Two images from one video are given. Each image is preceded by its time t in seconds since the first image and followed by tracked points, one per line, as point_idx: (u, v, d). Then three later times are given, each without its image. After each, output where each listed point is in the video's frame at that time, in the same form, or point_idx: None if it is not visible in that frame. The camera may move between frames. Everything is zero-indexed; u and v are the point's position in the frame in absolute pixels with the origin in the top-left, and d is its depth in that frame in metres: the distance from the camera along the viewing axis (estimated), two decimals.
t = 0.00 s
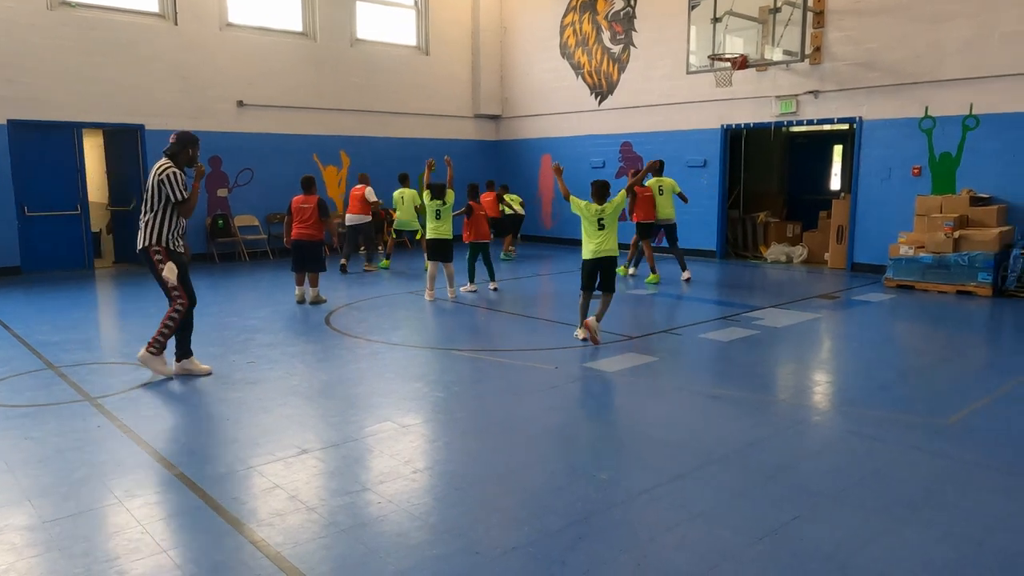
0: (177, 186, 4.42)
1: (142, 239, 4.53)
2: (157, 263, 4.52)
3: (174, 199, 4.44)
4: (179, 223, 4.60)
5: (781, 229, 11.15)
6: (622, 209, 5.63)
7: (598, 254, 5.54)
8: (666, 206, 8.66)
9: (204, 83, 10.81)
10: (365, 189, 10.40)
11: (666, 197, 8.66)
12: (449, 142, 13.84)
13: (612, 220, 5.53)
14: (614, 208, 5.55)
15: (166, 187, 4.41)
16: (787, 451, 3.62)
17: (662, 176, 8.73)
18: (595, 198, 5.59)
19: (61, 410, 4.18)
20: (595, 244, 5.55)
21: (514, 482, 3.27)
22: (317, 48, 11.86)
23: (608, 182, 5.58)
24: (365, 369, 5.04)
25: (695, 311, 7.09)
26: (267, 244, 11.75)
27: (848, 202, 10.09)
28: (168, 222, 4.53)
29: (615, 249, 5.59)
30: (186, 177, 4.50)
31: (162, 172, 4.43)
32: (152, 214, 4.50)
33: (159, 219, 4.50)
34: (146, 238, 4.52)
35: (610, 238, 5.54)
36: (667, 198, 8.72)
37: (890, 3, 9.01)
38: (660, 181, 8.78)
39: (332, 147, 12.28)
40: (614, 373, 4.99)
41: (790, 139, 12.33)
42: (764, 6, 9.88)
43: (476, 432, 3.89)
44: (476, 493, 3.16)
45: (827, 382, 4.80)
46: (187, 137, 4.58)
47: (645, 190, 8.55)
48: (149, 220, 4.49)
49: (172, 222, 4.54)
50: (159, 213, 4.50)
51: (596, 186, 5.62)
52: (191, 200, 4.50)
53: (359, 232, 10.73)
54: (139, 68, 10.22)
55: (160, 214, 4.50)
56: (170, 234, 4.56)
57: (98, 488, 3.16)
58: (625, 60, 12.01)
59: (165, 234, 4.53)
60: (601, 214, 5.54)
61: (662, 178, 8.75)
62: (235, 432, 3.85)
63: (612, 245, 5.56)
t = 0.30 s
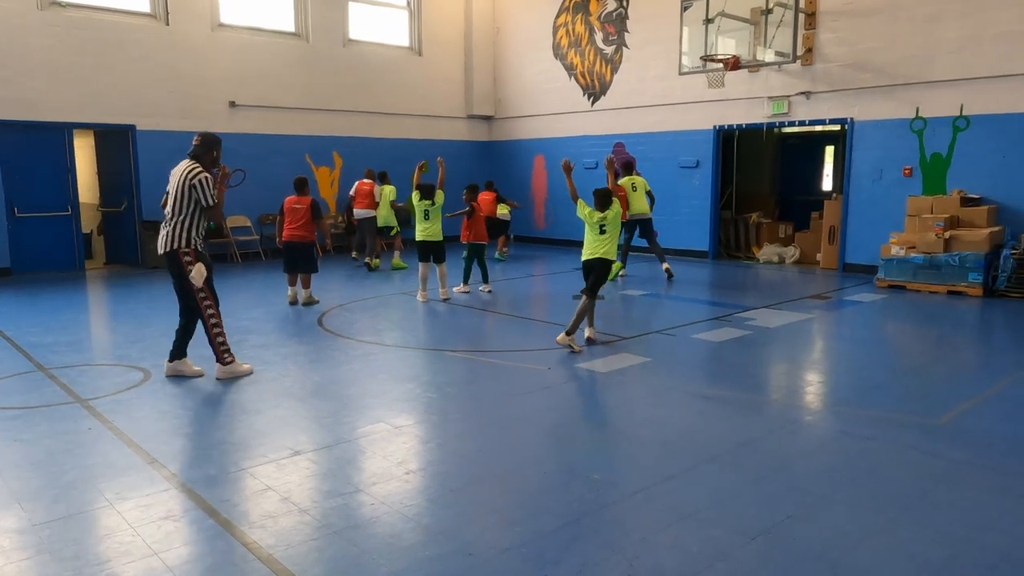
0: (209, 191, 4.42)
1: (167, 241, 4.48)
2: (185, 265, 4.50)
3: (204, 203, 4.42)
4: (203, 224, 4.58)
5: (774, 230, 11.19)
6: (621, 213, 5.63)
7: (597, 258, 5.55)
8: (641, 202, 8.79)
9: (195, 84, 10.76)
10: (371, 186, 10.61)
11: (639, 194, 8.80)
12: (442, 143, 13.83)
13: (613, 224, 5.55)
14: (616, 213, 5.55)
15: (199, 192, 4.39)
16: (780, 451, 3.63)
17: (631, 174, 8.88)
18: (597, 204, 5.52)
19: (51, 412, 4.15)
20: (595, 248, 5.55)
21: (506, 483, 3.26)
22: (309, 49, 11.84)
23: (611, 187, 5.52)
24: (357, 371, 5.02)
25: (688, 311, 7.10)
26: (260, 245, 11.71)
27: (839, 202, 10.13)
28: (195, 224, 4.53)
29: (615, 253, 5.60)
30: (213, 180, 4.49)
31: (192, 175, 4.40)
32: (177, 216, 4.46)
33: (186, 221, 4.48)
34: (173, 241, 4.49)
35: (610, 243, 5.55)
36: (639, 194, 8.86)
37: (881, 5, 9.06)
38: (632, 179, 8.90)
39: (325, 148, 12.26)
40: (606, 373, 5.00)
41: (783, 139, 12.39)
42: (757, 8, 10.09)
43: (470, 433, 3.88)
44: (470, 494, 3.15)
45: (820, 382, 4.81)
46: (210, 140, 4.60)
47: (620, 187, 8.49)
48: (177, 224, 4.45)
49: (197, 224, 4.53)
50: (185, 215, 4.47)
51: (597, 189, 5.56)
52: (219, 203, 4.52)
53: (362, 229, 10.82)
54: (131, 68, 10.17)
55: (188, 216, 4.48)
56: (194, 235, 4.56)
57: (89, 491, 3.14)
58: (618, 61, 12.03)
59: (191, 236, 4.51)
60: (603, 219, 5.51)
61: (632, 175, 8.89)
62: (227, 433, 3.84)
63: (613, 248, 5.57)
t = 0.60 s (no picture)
0: (231, 195, 4.44)
1: (183, 244, 4.51)
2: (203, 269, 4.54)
3: (225, 208, 4.45)
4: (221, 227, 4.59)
5: (769, 236, 11.22)
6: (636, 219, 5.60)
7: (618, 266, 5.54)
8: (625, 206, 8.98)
9: (190, 90, 10.75)
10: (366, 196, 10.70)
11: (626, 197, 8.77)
12: (437, 149, 13.84)
13: (626, 232, 5.52)
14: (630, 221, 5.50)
15: (222, 195, 4.42)
16: (777, 456, 3.63)
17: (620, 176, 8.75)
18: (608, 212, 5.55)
19: (44, 420, 4.13)
20: (613, 256, 5.55)
21: (502, 489, 3.26)
22: (304, 55, 11.85)
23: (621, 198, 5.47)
24: (353, 377, 5.01)
25: (683, 317, 7.12)
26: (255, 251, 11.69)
27: (834, 207, 10.17)
28: (213, 228, 4.54)
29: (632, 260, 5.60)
30: (235, 184, 4.52)
31: (215, 180, 4.42)
32: (198, 220, 4.48)
33: (206, 225, 4.50)
34: (189, 243, 4.51)
35: (627, 250, 5.56)
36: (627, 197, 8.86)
37: (874, 11, 9.11)
38: (621, 180, 8.81)
39: (320, 154, 12.26)
40: (602, 379, 5.00)
41: (777, 145, 12.44)
42: (751, 15, 10.01)
43: (466, 439, 3.87)
44: (467, 500, 3.14)
45: (815, 387, 4.83)
46: (228, 143, 4.57)
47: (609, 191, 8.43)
48: (195, 227, 4.48)
49: (217, 228, 4.55)
50: (206, 219, 4.49)
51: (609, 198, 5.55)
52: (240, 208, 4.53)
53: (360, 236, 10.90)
54: (126, 74, 10.16)
55: (209, 220, 4.50)
56: (211, 239, 4.58)
57: (83, 499, 3.12)
58: (613, 67, 12.06)
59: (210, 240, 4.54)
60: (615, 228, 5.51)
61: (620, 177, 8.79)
62: (222, 440, 3.83)
63: (630, 255, 5.58)
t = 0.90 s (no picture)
0: (239, 204, 4.46)
1: (189, 251, 4.49)
2: (206, 276, 4.53)
3: (232, 216, 4.45)
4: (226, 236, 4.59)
5: (767, 246, 11.24)
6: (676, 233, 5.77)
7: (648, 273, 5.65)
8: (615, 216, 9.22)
9: (190, 98, 10.77)
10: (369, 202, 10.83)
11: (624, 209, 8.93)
12: (436, 158, 13.86)
13: (662, 241, 5.67)
14: (667, 231, 5.68)
15: (229, 204, 4.44)
16: (776, 467, 3.63)
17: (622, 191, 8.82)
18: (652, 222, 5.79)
19: (42, 428, 4.12)
20: (647, 263, 5.68)
21: (500, 499, 3.25)
22: (304, 64, 11.88)
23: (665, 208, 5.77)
24: (351, 386, 5.01)
25: (682, 327, 7.12)
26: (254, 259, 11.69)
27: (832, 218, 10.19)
28: (219, 236, 4.53)
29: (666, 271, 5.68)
30: (243, 194, 4.54)
31: (224, 189, 4.45)
32: (204, 227, 4.47)
33: (212, 232, 4.49)
34: (194, 250, 4.50)
35: (661, 259, 5.66)
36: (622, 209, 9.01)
37: (872, 23, 9.16)
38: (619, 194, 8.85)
39: (320, 163, 12.28)
40: (600, 388, 5.00)
41: (776, 155, 12.48)
42: (750, 26, 10.01)
43: (464, 449, 3.86)
44: (465, 510, 3.14)
45: (814, 398, 4.83)
46: (240, 155, 4.62)
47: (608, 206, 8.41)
48: (203, 234, 4.47)
49: (222, 236, 4.55)
50: (212, 226, 4.48)
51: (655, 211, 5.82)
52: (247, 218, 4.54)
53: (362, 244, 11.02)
54: (126, 83, 10.18)
55: (216, 229, 4.49)
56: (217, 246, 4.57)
57: (80, 508, 3.10)
58: (612, 77, 12.11)
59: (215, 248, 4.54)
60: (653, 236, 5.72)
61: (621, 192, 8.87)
62: (220, 449, 3.82)
63: (663, 266, 5.67)
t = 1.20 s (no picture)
0: (242, 217, 4.46)
1: (190, 261, 4.50)
2: (206, 286, 4.53)
3: (234, 228, 4.45)
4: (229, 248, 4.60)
5: (767, 255, 11.25)
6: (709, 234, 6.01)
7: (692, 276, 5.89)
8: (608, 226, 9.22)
9: (192, 105, 10.80)
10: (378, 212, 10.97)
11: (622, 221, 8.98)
12: (437, 166, 13.88)
13: (700, 244, 5.91)
14: (703, 234, 5.90)
15: (233, 216, 4.44)
16: (775, 481, 3.63)
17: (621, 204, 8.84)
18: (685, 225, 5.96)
19: (42, 438, 4.12)
20: (688, 267, 5.91)
21: (499, 512, 3.25)
22: (305, 72, 11.91)
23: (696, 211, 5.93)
24: (350, 397, 5.01)
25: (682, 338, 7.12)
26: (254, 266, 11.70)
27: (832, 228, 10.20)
28: (222, 247, 4.55)
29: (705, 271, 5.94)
30: (248, 208, 4.55)
31: (229, 201, 4.46)
32: (207, 238, 4.49)
33: (214, 243, 4.50)
34: (196, 260, 4.51)
35: (700, 261, 5.93)
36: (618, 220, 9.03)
37: (872, 35, 9.20)
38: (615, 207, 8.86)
39: (321, 170, 12.30)
40: (600, 401, 5.00)
41: (775, 165, 12.51)
42: (749, 37, 9.92)
43: (463, 462, 3.86)
44: (464, 523, 3.14)
45: (814, 410, 4.83)
46: (248, 169, 4.65)
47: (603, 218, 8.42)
48: (206, 244, 4.48)
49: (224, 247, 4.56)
50: (215, 238, 4.50)
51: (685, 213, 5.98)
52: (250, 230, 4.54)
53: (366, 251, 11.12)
54: (127, 90, 10.20)
55: (218, 240, 4.51)
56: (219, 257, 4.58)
57: (80, 520, 3.10)
58: (613, 87, 12.14)
59: (216, 259, 4.54)
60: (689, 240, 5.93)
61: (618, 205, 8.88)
62: (219, 461, 3.82)
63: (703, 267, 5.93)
